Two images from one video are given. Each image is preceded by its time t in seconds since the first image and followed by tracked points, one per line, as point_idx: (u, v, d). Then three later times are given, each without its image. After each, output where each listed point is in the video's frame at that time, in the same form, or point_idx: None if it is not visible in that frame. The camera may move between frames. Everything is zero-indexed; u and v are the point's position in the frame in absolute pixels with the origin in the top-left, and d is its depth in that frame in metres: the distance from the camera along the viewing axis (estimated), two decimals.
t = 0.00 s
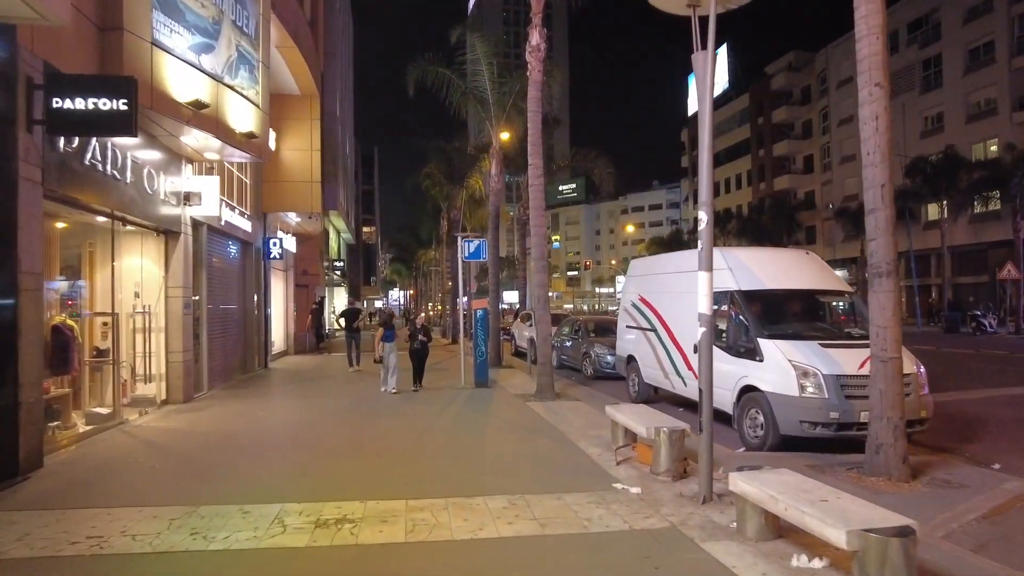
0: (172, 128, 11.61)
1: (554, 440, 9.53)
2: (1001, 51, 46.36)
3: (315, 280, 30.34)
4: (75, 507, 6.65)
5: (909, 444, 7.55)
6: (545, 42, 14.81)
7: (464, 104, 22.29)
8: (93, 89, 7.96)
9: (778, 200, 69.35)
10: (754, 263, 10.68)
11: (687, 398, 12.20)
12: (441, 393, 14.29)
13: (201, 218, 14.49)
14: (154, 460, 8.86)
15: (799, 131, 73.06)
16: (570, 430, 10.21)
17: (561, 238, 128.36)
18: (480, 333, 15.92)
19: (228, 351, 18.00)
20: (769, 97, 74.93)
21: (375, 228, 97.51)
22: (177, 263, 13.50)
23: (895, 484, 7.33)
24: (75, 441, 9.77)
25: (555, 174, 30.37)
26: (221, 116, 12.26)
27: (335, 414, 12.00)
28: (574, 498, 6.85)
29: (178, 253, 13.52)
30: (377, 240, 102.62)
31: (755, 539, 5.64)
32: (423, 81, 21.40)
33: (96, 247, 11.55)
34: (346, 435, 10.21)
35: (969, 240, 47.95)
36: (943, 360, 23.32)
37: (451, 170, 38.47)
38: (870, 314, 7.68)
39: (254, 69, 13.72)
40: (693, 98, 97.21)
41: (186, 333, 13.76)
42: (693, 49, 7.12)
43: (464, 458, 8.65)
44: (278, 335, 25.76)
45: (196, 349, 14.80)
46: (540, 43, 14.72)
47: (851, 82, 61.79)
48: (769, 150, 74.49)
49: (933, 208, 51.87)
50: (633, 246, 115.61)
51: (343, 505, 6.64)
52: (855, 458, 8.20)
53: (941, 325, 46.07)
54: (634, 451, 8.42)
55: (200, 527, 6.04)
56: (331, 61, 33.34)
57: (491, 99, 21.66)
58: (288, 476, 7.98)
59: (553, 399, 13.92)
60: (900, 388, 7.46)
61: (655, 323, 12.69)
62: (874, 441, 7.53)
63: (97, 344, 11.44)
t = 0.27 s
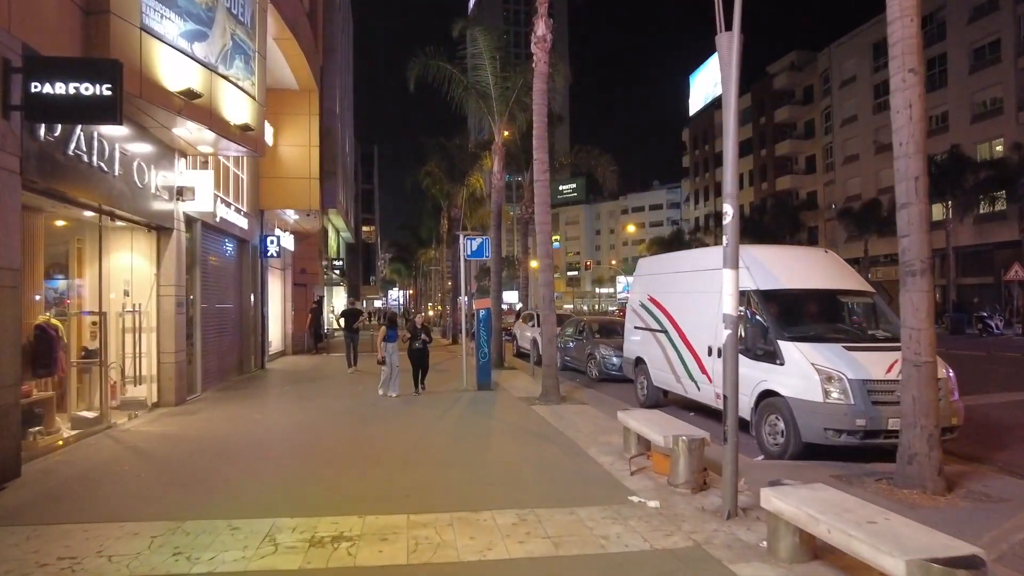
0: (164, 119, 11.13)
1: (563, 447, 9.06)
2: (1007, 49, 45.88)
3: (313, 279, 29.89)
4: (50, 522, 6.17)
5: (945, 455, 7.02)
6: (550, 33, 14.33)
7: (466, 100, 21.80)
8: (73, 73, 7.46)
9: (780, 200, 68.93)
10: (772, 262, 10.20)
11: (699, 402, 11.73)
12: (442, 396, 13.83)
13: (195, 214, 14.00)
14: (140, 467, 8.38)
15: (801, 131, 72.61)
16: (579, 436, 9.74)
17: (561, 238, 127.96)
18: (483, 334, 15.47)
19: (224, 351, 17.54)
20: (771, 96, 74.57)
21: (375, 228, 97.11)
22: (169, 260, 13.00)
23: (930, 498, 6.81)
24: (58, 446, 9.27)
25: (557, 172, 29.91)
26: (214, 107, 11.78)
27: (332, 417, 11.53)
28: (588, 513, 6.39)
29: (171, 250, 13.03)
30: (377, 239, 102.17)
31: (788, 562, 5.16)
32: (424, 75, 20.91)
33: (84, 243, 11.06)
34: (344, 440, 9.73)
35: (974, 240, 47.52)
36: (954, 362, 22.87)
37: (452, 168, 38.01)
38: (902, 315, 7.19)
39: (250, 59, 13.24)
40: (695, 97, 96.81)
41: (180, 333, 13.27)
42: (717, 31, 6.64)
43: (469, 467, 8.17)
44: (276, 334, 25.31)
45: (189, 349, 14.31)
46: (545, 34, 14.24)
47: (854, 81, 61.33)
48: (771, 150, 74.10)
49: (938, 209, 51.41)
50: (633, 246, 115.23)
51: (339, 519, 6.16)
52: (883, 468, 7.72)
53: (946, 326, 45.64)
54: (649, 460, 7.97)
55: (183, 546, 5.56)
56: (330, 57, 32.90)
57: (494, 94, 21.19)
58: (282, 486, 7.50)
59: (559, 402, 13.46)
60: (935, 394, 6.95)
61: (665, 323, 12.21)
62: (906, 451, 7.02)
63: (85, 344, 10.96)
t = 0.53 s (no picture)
0: (154, 111, 10.71)
1: (572, 455, 8.61)
2: (1013, 48, 45.41)
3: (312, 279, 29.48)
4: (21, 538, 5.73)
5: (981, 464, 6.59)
6: (556, 24, 13.88)
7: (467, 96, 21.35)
8: (52, 56, 7.00)
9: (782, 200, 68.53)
10: (789, 260, 9.77)
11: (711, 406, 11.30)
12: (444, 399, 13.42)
13: (188, 210, 13.56)
14: (127, 476, 7.95)
15: (804, 131, 72.19)
16: (586, 443, 9.32)
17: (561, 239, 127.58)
18: (485, 335, 15.05)
19: (219, 352, 17.12)
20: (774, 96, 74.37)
21: (375, 227, 96.71)
22: (161, 258, 12.54)
23: (968, 511, 6.37)
24: (39, 453, 8.80)
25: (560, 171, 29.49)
26: (207, 98, 11.35)
27: (329, 421, 11.12)
28: (602, 528, 5.95)
29: (163, 247, 12.56)
30: (376, 239, 101.78)
31: None
32: (424, 70, 20.51)
33: (72, 240, 10.63)
34: (341, 446, 9.30)
35: (980, 241, 47.07)
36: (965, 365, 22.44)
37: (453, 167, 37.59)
38: (934, 316, 6.75)
39: (245, 50, 12.82)
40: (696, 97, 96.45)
41: (172, 334, 12.82)
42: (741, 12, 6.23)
43: (474, 476, 7.73)
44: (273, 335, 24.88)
45: (183, 350, 13.87)
46: (551, 26, 13.80)
47: (856, 81, 60.87)
48: (773, 150, 73.72)
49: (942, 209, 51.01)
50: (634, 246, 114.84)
51: (334, 536, 5.73)
52: (913, 477, 7.28)
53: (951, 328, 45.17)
54: (664, 470, 7.56)
55: (164, 565, 5.13)
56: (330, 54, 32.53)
57: (496, 90, 20.75)
58: (274, 498, 7.06)
59: (564, 405, 13.03)
60: (972, 399, 6.52)
61: (675, 323, 11.78)
62: (940, 460, 6.59)
63: (74, 344, 10.53)
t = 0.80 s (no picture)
0: (141, 101, 10.20)
1: (581, 466, 8.08)
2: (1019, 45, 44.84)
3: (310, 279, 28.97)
4: None
5: None
6: (561, 12, 13.37)
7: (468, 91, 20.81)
8: (22, 36, 6.49)
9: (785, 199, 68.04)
10: (810, 258, 9.24)
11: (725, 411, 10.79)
12: (445, 403, 12.91)
13: (178, 207, 13.03)
14: (106, 490, 7.44)
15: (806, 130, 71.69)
16: (595, 453, 8.82)
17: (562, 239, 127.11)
18: (488, 336, 14.54)
19: (213, 353, 16.61)
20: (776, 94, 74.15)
21: (374, 227, 96.25)
22: (149, 257, 12.00)
23: (1017, 529, 5.84)
24: (12, 463, 8.29)
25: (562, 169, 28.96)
26: (197, 88, 10.83)
27: (324, 428, 10.61)
28: (617, 552, 5.43)
29: (152, 245, 12.03)
30: (376, 239, 101.33)
31: None
32: (424, 64, 20.01)
33: (55, 238, 10.10)
34: (336, 456, 8.78)
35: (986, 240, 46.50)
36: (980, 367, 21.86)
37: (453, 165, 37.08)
38: (977, 316, 6.22)
39: (237, 40, 12.32)
40: (698, 96, 96.06)
41: (162, 335, 12.29)
42: None
43: (477, 490, 7.20)
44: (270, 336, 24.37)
45: (173, 352, 13.34)
46: (555, 14, 13.29)
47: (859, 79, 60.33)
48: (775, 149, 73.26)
49: (947, 208, 50.46)
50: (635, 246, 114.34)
51: (324, 561, 5.21)
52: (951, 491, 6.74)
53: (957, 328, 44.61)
54: (683, 483, 7.04)
55: None
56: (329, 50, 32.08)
57: (497, 84, 20.22)
58: (260, 516, 6.53)
59: (569, 410, 12.51)
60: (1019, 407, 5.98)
61: (686, 324, 11.27)
62: (985, 473, 6.06)
63: (58, 347, 10.03)
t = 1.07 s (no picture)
0: (135, 90, 9.75)
1: (602, 476, 7.60)
2: None
3: (314, 278, 28.56)
4: None
5: None
6: None
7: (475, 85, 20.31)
8: None
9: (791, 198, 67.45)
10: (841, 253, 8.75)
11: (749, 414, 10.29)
12: (452, 406, 12.44)
13: (176, 202, 12.58)
14: (95, 501, 6.98)
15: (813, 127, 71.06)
16: (614, 460, 8.33)
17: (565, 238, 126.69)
18: (497, 337, 14.01)
19: (214, 354, 16.18)
20: (782, 91, 73.68)
21: (378, 227, 95.80)
22: (146, 253, 11.55)
23: None
24: None
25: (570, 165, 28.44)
26: (194, 76, 10.37)
27: (328, 432, 10.14)
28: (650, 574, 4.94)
29: (149, 241, 11.58)
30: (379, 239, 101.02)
31: None
32: (430, 57, 19.56)
33: (48, 234, 9.67)
34: (340, 464, 8.30)
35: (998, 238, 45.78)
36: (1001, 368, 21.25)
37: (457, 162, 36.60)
38: None
39: (236, 27, 11.88)
40: (703, 93, 95.59)
41: (160, 335, 11.84)
42: None
43: (491, 503, 6.72)
44: (272, 335, 23.94)
45: (171, 352, 12.88)
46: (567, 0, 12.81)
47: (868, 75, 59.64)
48: (782, 146, 72.67)
49: (957, 205, 49.81)
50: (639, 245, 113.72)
51: None
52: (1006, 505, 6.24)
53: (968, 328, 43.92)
54: (714, 493, 6.60)
55: None
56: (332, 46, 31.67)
57: (505, 77, 19.73)
58: (258, 531, 6.04)
59: (583, 412, 12.03)
60: None
61: (707, 324, 10.80)
62: None
63: (50, 347, 9.58)
